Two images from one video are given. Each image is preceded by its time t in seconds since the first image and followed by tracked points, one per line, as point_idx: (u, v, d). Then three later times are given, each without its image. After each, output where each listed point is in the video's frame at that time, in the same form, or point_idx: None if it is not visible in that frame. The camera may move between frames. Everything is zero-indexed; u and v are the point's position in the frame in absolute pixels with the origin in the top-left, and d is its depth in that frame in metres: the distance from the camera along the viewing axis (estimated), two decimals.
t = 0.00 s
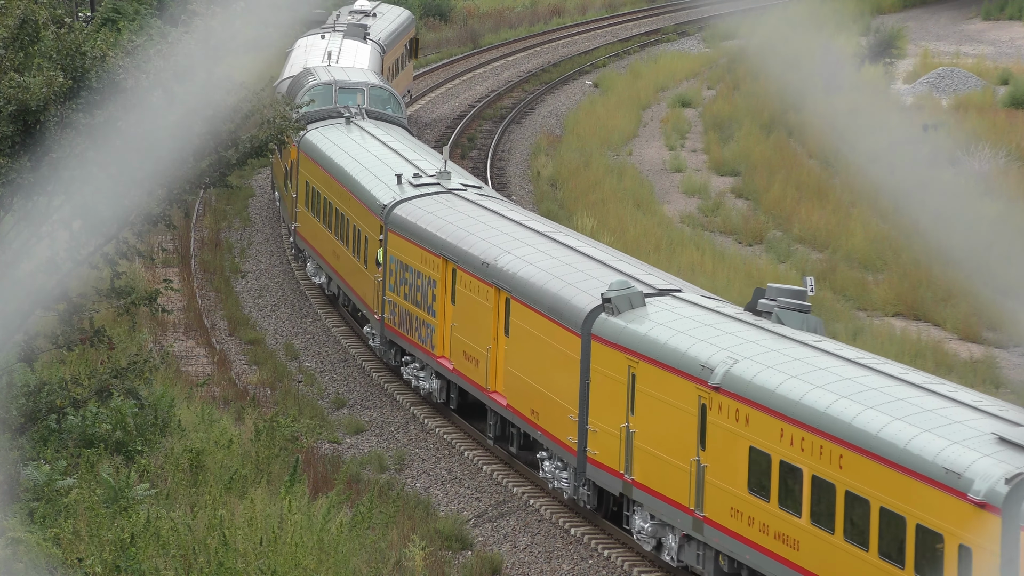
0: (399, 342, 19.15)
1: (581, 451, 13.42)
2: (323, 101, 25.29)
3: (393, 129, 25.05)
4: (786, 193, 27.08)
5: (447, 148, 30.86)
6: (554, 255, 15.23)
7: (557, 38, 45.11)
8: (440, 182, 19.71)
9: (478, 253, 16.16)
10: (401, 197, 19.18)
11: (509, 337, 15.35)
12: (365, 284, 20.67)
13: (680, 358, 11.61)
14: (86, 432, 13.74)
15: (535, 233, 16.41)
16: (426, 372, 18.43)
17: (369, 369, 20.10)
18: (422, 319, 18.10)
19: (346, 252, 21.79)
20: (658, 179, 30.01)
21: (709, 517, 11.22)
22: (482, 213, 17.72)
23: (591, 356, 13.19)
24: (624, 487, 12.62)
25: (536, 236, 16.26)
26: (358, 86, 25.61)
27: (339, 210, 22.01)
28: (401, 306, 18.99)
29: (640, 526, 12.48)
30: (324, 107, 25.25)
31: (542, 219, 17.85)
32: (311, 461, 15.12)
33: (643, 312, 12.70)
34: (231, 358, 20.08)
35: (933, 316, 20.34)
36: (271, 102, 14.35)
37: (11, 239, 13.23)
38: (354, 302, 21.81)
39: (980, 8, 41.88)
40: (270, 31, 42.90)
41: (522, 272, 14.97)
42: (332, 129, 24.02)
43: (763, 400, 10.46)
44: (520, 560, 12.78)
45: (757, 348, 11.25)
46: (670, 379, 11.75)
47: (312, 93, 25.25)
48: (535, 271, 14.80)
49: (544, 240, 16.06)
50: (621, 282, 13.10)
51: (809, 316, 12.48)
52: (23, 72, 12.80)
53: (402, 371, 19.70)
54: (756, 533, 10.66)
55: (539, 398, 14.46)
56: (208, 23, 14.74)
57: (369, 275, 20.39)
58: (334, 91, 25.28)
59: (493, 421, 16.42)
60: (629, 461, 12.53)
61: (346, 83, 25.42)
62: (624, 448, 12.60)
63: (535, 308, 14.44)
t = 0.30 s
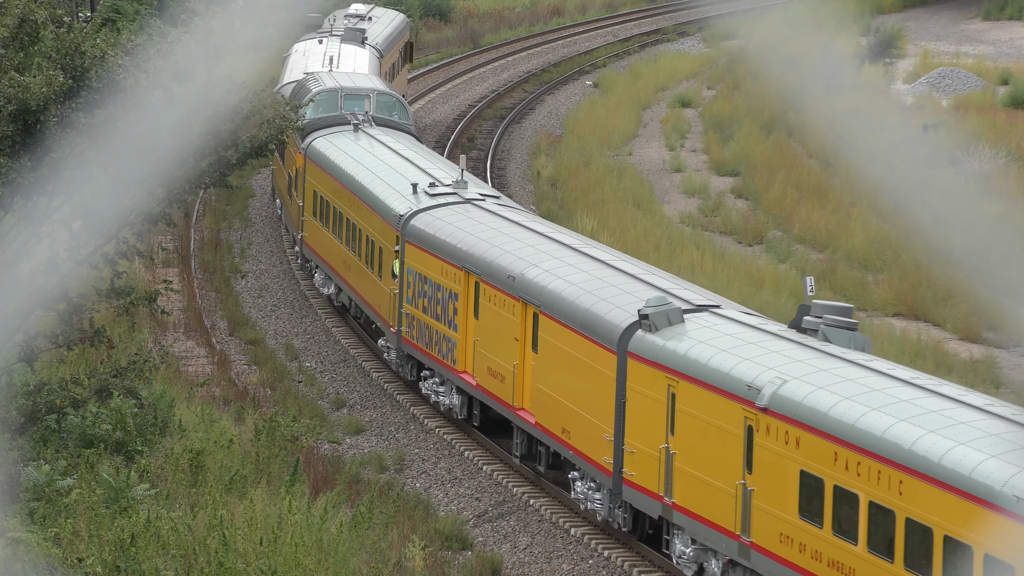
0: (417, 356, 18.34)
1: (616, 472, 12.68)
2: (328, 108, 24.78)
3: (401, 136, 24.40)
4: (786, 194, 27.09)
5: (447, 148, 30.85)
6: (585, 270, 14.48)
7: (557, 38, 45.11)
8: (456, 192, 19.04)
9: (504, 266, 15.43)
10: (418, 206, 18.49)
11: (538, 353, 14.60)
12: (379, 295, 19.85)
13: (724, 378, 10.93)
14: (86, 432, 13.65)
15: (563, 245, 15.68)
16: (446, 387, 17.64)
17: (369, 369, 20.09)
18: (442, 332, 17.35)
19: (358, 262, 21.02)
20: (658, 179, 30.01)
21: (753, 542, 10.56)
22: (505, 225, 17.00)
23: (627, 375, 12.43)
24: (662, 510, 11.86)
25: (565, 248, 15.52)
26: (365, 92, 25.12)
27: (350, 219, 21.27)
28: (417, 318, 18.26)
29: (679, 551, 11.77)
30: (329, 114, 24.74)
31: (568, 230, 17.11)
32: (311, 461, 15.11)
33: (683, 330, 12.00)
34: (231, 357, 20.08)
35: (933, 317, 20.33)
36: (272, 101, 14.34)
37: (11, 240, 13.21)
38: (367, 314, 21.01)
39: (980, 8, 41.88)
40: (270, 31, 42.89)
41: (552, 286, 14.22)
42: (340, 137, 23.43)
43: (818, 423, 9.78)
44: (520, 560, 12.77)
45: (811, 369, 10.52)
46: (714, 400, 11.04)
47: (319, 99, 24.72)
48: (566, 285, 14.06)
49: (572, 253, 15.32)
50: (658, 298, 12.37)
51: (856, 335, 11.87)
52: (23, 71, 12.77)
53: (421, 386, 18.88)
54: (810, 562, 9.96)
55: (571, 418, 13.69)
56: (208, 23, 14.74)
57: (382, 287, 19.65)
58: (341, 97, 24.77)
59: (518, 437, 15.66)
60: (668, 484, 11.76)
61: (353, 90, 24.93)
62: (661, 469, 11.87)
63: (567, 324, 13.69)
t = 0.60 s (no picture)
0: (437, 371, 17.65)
1: (655, 495, 11.99)
2: (334, 115, 24.25)
3: (411, 144, 23.73)
4: (786, 194, 27.09)
5: (447, 149, 30.86)
6: (619, 285, 13.77)
7: (557, 38, 45.13)
8: (476, 202, 18.32)
9: (531, 280, 14.73)
10: (438, 217, 17.76)
11: (569, 371, 13.91)
12: (396, 308, 19.15)
13: (773, 399, 10.34)
14: (86, 432, 13.69)
15: (592, 258, 14.99)
16: (468, 403, 16.93)
17: (369, 369, 20.09)
18: (464, 347, 16.63)
19: (372, 273, 20.32)
20: (658, 179, 30.01)
21: (804, 570, 9.94)
22: (529, 237, 16.31)
23: (667, 395, 11.78)
24: (705, 534, 11.19)
25: (594, 262, 14.82)
26: (371, 98, 24.56)
27: (363, 229, 20.58)
28: (436, 330, 17.55)
29: None
30: (335, 121, 24.21)
31: (594, 242, 16.42)
32: (311, 462, 15.11)
33: (726, 348, 11.36)
34: (231, 358, 20.08)
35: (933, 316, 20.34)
36: (271, 102, 14.35)
37: (11, 240, 13.20)
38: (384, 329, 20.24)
39: (981, 9, 41.89)
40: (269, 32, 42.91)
41: (585, 303, 13.52)
42: (348, 145, 22.77)
43: (876, 447, 9.19)
44: (520, 560, 12.78)
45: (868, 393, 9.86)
46: (764, 422, 10.42)
47: (322, 107, 24.18)
48: (600, 301, 13.36)
49: (602, 267, 14.62)
50: (700, 314, 11.70)
51: (909, 354, 11.04)
52: (23, 71, 12.76)
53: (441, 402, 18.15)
54: None
55: (606, 439, 13.00)
56: (207, 23, 14.73)
57: (398, 300, 18.95)
58: (346, 103, 24.22)
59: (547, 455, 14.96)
60: (711, 507, 11.11)
61: (358, 95, 24.38)
62: (704, 492, 11.22)
63: (602, 342, 12.99)
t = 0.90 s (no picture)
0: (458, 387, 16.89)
1: (698, 519, 11.34)
2: (341, 122, 23.70)
3: (422, 152, 23.08)
4: (786, 194, 27.09)
5: (447, 148, 30.86)
6: (657, 302, 13.05)
7: (557, 38, 45.13)
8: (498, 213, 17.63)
9: (562, 296, 14.02)
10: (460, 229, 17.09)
11: (602, 390, 13.17)
12: (415, 320, 18.39)
13: (827, 422, 9.74)
14: (86, 432, 13.71)
15: (625, 273, 14.27)
16: (492, 420, 16.16)
17: (369, 369, 20.10)
18: (488, 362, 15.91)
19: (389, 286, 19.60)
20: (658, 179, 30.02)
21: None
22: (556, 250, 15.61)
23: (711, 415, 11.16)
24: (754, 561, 10.57)
25: (628, 276, 14.11)
26: (379, 105, 24.02)
27: (379, 241, 19.88)
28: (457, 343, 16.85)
29: None
30: (343, 127, 23.65)
31: (623, 255, 15.70)
32: (311, 462, 15.10)
33: (773, 367, 10.76)
34: (231, 358, 20.08)
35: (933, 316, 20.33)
36: (271, 102, 14.34)
37: (11, 240, 13.19)
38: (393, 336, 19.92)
39: (980, 8, 41.88)
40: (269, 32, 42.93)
41: (621, 320, 12.80)
42: (358, 154, 22.18)
43: (942, 474, 8.63)
44: (520, 560, 12.78)
45: (903, 406, 9.51)
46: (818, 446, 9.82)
47: (330, 114, 23.66)
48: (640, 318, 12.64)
49: (636, 282, 13.91)
50: (745, 333, 11.13)
51: (966, 375, 10.41)
52: (23, 70, 12.77)
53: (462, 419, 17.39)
54: None
55: (645, 461, 12.26)
56: (207, 24, 14.72)
57: (417, 312, 18.25)
58: (354, 111, 23.69)
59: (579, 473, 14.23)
60: (761, 532, 10.49)
61: (366, 103, 23.85)
62: (752, 518, 10.59)
63: (640, 360, 12.30)
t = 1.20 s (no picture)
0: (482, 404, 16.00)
1: (744, 544, 10.63)
2: (349, 129, 23.01)
3: (434, 161, 22.25)
4: (786, 193, 27.09)
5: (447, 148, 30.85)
6: (702, 320, 12.18)
7: (557, 39, 45.13)
8: (519, 223, 16.79)
9: (597, 311, 13.15)
10: (481, 238, 16.25)
11: (639, 410, 12.36)
12: (433, 333, 17.50)
13: (885, 446, 9.13)
14: (86, 432, 13.71)
15: (662, 288, 13.40)
16: (518, 438, 15.32)
17: (369, 369, 20.10)
18: (512, 378, 15.06)
19: (404, 297, 18.74)
20: (658, 179, 30.02)
21: None
22: (586, 263, 14.72)
23: (759, 437, 10.48)
24: None
25: (667, 292, 13.24)
26: (389, 112, 23.39)
27: (394, 251, 19.03)
28: (477, 357, 16.06)
29: None
30: (351, 135, 22.96)
31: (655, 269, 14.84)
32: (311, 462, 15.11)
33: (824, 389, 10.08)
34: (231, 357, 20.08)
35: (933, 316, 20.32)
36: (271, 102, 14.35)
37: (12, 239, 13.18)
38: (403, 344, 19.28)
39: (980, 8, 41.87)
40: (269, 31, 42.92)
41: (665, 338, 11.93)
42: (368, 161, 21.40)
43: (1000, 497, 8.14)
44: (520, 560, 12.78)
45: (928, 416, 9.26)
46: (876, 469, 9.19)
47: (338, 121, 22.96)
48: (686, 337, 11.77)
49: (672, 297, 13.08)
50: (795, 350, 10.41)
51: None
52: (23, 70, 12.77)
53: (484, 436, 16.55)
54: None
55: (688, 485, 11.48)
56: (207, 23, 14.72)
57: (433, 324, 17.43)
58: (363, 117, 23.07)
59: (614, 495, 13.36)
60: (814, 558, 9.84)
61: (376, 108, 23.24)
62: (806, 547, 9.91)
63: (682, 379, 11.52)
